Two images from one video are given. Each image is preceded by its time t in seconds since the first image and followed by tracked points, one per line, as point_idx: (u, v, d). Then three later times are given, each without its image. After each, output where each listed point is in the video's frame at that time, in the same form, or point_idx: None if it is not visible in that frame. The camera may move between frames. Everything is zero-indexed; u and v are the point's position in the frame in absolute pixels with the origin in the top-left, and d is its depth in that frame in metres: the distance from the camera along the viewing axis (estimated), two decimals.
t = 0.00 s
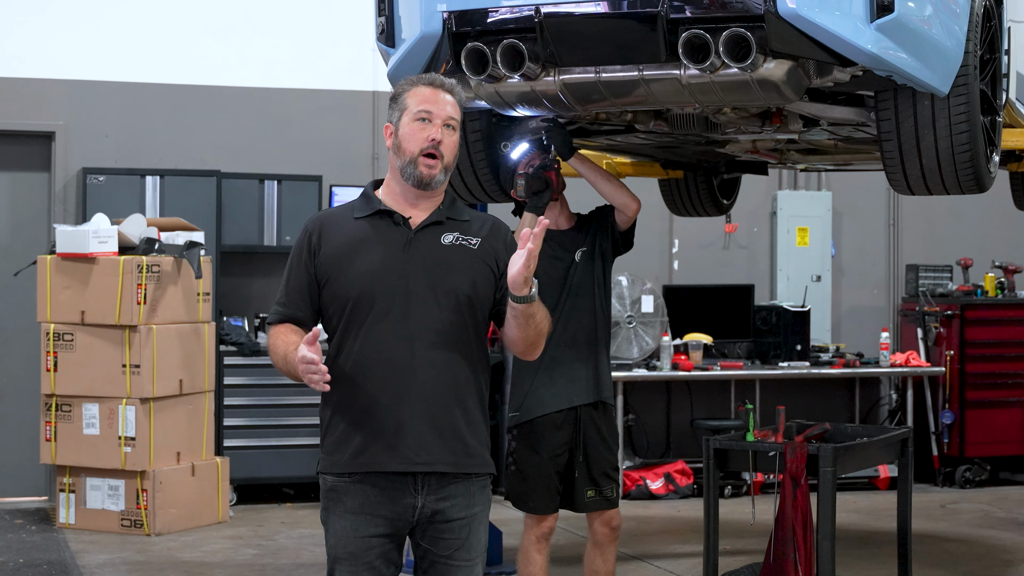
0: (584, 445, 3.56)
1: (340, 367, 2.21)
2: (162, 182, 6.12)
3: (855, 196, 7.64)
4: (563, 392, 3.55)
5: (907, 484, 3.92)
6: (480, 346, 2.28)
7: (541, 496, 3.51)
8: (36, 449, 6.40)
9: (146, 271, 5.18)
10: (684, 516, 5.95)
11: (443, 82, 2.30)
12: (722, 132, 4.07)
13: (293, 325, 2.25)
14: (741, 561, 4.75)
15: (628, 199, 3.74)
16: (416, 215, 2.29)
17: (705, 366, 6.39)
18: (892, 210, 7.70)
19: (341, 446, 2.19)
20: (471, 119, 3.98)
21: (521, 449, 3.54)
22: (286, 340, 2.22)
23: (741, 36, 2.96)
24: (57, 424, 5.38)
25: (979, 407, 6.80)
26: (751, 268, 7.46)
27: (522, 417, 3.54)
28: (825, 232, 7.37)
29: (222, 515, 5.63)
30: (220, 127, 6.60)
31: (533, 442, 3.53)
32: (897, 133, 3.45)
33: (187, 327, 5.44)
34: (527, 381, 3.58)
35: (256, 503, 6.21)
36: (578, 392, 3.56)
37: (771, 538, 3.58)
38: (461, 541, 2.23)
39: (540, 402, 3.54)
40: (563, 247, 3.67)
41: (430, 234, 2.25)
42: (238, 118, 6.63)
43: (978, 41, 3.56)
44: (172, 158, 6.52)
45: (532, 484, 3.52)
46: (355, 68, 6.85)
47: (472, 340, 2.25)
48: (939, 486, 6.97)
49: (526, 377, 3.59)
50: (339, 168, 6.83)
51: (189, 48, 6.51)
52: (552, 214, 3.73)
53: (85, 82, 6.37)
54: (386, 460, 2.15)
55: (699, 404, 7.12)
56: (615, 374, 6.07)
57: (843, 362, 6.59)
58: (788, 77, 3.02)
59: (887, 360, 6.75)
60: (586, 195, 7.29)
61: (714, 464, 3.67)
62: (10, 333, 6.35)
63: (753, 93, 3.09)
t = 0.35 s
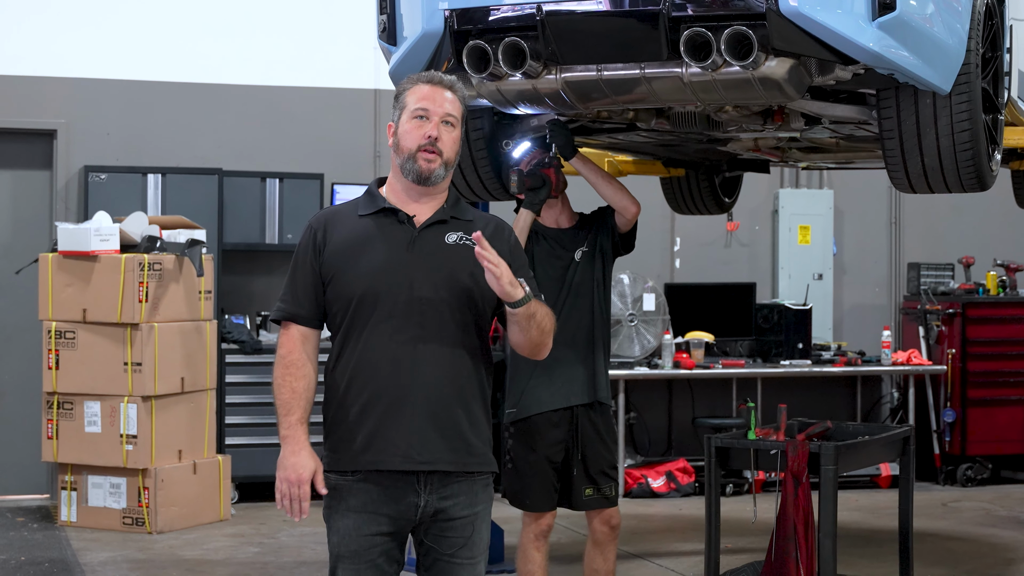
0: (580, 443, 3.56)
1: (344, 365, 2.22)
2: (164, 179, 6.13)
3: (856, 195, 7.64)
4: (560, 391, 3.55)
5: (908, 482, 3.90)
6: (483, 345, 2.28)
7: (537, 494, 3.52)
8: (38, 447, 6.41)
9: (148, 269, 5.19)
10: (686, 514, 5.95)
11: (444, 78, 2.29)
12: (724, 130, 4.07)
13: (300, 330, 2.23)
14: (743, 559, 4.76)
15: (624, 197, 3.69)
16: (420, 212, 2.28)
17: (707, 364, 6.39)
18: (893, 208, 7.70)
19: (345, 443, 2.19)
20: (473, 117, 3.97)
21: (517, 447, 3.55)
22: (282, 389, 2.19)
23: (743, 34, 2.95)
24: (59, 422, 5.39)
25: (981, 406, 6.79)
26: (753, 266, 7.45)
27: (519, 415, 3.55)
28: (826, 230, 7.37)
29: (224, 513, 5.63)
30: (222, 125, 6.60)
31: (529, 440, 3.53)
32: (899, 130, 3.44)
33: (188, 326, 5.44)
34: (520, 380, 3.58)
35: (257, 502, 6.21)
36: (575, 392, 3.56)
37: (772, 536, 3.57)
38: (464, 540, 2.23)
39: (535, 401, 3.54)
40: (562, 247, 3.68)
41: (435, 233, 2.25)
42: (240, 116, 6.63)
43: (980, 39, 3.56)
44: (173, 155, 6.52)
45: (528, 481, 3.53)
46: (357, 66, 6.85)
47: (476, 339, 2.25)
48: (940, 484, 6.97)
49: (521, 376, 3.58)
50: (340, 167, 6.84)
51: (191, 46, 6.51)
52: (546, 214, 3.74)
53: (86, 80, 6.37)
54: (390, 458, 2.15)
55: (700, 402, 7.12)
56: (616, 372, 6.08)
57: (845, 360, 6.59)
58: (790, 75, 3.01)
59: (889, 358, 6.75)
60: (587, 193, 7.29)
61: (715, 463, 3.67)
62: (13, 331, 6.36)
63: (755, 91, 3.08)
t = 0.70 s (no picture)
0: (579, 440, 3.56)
1: (347, 362, 2.22)
2: (167, 176, 6.14)
3: (860, 192, 7.63)
4: (560, 387, 3.54)
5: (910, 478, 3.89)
6: (486, 342, 2.26)
7: (537, 490, 3.53)
8: (41, 444, 6.41)
9: (150, 266, 5.19)
10: (689, 511, 5.96)
11: (430, 70, 2.28)
12: (727, 127, 4.06)
13: (292, 323, 2.26)
14: (746, 556, 4.76)
15: (621, 195, 3.65)
16: (423, 207, 2.29)
17: (709, 361, 6.40)
18: (896, 205, 7.70)
19: (348, 440, 2.20)
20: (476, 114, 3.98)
21: (516, 443, 3.57)
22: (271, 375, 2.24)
23: (745, 31, 2.94)
24: (61, 419, 5.39)
25: (984, 403, 6.79)
26: (756, 262, 7.45)
27: (518, 410, 3.56)
28: (829, 227, 7.38)
29: (227, 510, 5.64)
30: (225, 122, 6.61)
31: (528, 435, 3.54)
32: (902, 127, 3.44)
33: (191, 322, 5.45)
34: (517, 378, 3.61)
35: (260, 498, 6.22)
36: (574, 389, 3.55)
37: (775, 533, 3.56)
38: (467, 536, 2.22)
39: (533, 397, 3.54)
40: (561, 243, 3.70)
41: (438, 229, 2.25)
42: (243, 113, 6.63)
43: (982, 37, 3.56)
44: (176, 152, 6.53)
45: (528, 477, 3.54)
46: (359, 62, 6.85)
47: (479, 334, 2.24)
48: (943, 481, 6.97)
49: (521, 372, 3.60)
50: (344, 164, 6.84)
51: (194, 43, 6.52)
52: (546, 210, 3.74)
53: (90, 77, 6.37)
54: (392, 455, 2.15)
55: (703, 399, 7.13)
56: (619, 368, 6.08)
57: (848, 357, 6.59)
58: (793, 72, 3.00)
59: (891, 356, 6.76)
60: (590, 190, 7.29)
61: (718, 459, 3.67)
62: (16, 328, 6.36)
63: (758, 89, 3.07)
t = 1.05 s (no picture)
0: (579, 439, 3.55)
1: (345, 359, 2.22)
2: (168, 175, 6.15)
3: (860, 190, 7.63)
4: (561, 387, 3.55)
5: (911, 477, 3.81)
6: (484, 341, 2.26)
7: (539, 488, 3.52)
8: (42, 442, 6.41)
9: (152, 264, 5.19)
10: (690, 510, 5.96)
11: (423, 68, 2.27)
12: (728, 125, 4.06)
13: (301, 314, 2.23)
14: (747, 554, 4.76)
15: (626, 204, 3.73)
16: (422, 206, 2.29)
17: (711, 359, 6.40)
18: (897, 204, 7.70)
19: (345, 437, 2.20)
20: (478, 112, 3.98)
21: (517, 441, 3.55)
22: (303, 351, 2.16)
23: (747, 30, 2.94)
24: (63, 417, 5.40)
25: (985, 402, 6.79)
26: (757, 261, 7.45)
27: (519, 408, 3.55)
28: (830, 226, 7.38)
29: (228, 508, 5.64)
30: (227, 121, 6.61)
31: (529, 433, 3.53)
32: (903, 126, 3.43)
33: (192, 321, 5.45)
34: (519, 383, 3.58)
35: (261, 497, 6.22)
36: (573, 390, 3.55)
37: (776, 532, 3.54)
38: (463, 535, 2.21)
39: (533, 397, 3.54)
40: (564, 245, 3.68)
41: (438, 227, 2.25)
42: (245, 112, 6.64)
43: (984, 35, 3.55)
44: (178, 151, 6.53)
45: (529, 476, 3.52)
46: (361, 61, 6.86)
47: (477, 333, 2.24)
48: (944, 480, 6.98)
49: (522, 370, 3.60)
50: (345, 162, 6.85)
51: (196, 42, 6.52)
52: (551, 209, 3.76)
53: (91, 76, 6.37)
54: (387, 452, 2.15)
55: (705, 398, 7.14)
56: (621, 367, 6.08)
57: (849, 356, 6.59)
58: (794, 71, 3.00)
59: (893, 354, 6.76)
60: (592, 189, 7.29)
61: (719, 458, 3.66)
62: (18, 326, 6.36)
63: (759, 87, 3.06)
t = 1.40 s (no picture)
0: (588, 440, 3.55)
1: (348, 358, 2.21)
2: (168, 175, 6.15)
3: (861, 189, 7.63)
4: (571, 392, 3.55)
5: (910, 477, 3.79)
6: (486, 343, 2.27)
7: (547, 488, 3.51)
8: (43, 442, 6.42)
9: (152, 264, 5.19)
10: (690, 509, 5.96)
11: (419, 69, 2.27)
12: (728, 125, 4.06)
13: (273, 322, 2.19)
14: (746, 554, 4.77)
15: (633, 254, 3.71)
16: (428, 205, 2.29)
17: (711, 359, 6.40)
18: (898, 204, 7.70)
19: (347, 437, 2.19)
20: (477, 111, 3.95)
21: (526, 442, 3.54)
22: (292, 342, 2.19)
23: (747, 30, 2.93)
24: (64, 417, 5.40)
25: (985, 402, 6.79)
26: (757, 260, 7.45)
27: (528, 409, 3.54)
28: (831, 225, 7.38)
29: (228, 508, 5.64)
30: (227, 121, 6.61)
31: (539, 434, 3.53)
32: (903, 126, 3.43)
33: (192, 321, 5.45)
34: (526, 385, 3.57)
35: (262, 496, 6.23)
36: (579, 395, 3.55)
37: (776, 532, 3.54)
38: (465, 535, 2.22)
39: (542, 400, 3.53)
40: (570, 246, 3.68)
41: (443, 228, 2.25)
42: (245, 111, 6.64)
43: (984, 35, 3.55)
44: (178, 151, 6.53)
45: (537, 476, 3.52)
46: (361, 60, 6.86)
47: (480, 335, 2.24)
48: (944, 479, 6.98)
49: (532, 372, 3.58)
50: (346, 162, 6.85)
51: (196, 41, 6.52)
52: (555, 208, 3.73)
53: (92, 76, 6.37)
54: (391, 452, 2.15)
55: (705, 398, 7.14)
56: (621, 367, 6.08)
57: (849, 356, 6.60)
58: (794, 70, 3.00)
59: (893, 354, 6.77)
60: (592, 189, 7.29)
61: (720, 457, 3.66)
62: (18, 325, 6.36)
63: (760, 87, 3.06)
